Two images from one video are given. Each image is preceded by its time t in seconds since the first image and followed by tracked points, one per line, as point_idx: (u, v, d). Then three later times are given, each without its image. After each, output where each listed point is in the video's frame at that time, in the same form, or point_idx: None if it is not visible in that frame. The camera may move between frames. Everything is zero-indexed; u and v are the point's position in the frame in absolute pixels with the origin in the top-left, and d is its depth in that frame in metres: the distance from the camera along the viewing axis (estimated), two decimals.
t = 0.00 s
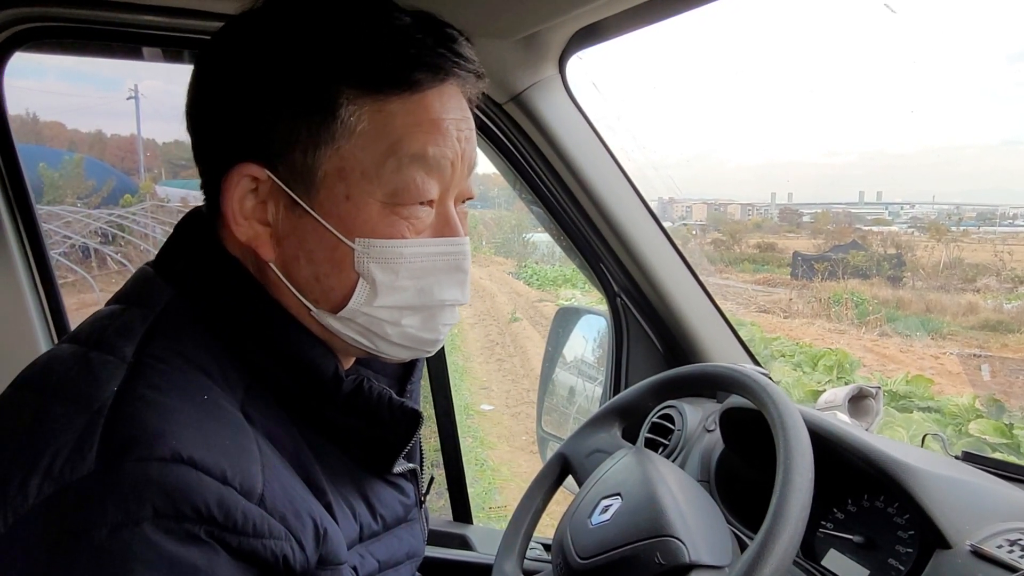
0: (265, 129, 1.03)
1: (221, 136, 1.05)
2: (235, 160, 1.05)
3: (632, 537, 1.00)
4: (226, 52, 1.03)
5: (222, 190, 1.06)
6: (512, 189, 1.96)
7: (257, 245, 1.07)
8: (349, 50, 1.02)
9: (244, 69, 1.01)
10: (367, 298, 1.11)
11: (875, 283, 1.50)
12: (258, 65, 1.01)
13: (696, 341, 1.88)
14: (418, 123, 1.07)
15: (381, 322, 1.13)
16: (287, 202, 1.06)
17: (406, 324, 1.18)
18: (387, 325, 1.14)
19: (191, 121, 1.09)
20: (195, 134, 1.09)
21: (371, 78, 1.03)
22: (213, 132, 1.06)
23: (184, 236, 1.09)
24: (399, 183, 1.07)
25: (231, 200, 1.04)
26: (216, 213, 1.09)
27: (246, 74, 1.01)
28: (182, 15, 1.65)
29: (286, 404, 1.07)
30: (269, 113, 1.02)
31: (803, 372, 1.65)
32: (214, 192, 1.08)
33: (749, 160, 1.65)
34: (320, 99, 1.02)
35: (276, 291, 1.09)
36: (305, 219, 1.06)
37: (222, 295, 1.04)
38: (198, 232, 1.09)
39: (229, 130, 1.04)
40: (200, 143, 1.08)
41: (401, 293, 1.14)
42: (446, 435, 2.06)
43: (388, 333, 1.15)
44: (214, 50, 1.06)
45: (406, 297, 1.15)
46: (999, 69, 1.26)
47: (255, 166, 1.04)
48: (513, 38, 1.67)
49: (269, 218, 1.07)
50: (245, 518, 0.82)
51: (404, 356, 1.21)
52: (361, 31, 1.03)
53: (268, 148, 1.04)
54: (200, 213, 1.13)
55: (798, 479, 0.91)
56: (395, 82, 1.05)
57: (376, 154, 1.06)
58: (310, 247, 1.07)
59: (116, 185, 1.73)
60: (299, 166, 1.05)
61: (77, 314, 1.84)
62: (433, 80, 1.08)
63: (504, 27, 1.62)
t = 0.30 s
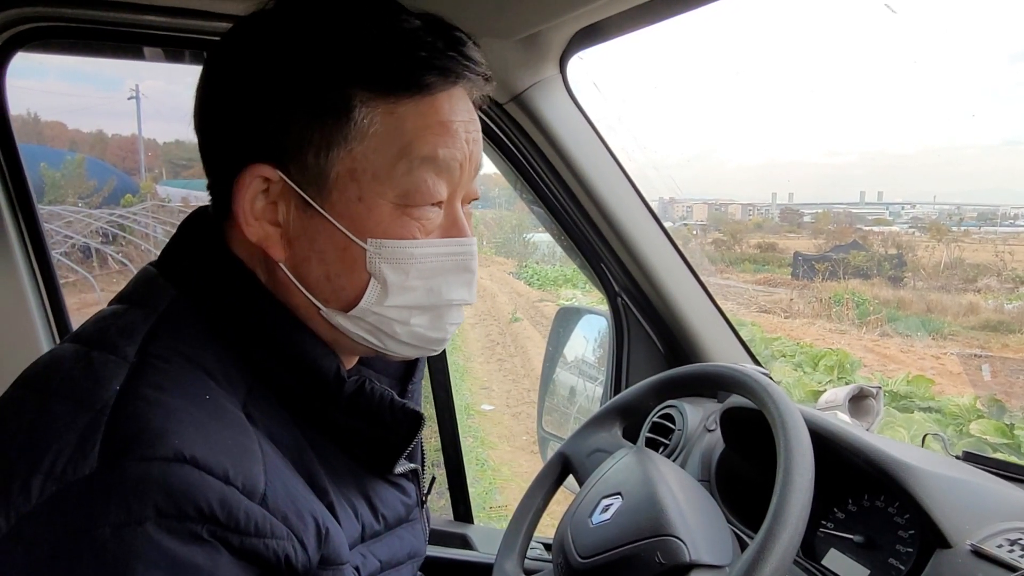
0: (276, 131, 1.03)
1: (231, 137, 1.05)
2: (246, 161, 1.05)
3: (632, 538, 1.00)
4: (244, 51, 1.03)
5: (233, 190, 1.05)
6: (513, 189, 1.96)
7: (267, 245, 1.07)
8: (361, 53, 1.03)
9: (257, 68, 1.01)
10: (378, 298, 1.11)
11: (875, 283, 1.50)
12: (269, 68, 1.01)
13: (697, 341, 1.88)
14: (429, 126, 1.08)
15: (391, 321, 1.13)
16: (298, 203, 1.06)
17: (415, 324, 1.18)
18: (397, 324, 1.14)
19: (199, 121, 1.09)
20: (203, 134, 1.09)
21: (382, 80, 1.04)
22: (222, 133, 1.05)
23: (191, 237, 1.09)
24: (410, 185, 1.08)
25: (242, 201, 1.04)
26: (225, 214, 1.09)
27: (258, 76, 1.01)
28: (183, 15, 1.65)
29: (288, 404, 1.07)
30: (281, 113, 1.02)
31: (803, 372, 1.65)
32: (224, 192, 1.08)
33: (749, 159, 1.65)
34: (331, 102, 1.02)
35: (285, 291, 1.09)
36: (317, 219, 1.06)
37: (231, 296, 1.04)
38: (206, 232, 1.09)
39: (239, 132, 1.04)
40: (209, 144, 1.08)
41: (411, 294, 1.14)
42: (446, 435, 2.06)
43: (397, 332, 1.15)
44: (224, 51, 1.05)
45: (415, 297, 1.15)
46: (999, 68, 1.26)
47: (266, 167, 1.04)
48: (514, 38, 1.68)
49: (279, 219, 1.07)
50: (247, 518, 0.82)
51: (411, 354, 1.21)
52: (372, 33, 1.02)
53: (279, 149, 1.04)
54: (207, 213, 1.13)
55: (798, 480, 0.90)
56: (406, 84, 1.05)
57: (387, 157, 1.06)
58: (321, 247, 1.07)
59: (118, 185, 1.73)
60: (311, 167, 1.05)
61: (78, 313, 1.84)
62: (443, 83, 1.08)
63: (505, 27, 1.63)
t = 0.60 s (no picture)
0: (286, 130, 1.03)
1: (242, 136, 1.05)
2: (257, 160, 1.05)
3: (631, 538, 1.00)
4: (256, 51, 1.03)
5: (244, 188, 1.06)
6: (514, 188, 1.96)
7: (277, 242, 1.07)
8: (371, 54, 1.03)
9: (278, 71, 1.01)
10: (388, 294, 1.11)
11: (876, 283, 1.51)
12: (280, 68, 1.01)
13: (698, 341, 1.88)
14: (438, 126, 1.08)
15: (401, 317, 1.14)
16: (308, 201, 1.06)
17: (425, 320, 1.18)
18: (406, 320, 1.14)
19: (210, 120, 1.09)
20: (214, 133, 1.09)
21: (392, 81, 1.04)
22: (234, 133, 1.06)
23: (201, 235, 1.08)
24: (419, 183, 1.08)
25: (253, 199, 1.04)
26: (235, 211, 1.09)
27: (269, 76, 1.02)
28: (183, 14, 1.63)
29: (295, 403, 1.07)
30: (291, 113, 1.02)
31: (804, 372, 1.65)
32: (234, 190, 1.08)
33: (750, 159, 1.65)
34: (341, 101, 1.02)
35: (295, 288, 1.09)
36: (327, 217, 1.06)
37: (242, 293, 1.05)
38: (216, 230, 1.09)
39: (251, 131, 1.04)
40: (219, 143, 1.08)
41: (421, 291, 1.14)
42: (447, 435, 2.06)
43: (407, 328, 1.15)
44: (236, 51, 1.06)
45: (426, 294, 1.15)
46: (1000, 68, 1.26)
47: (277, 165, 1.04)
48: (516, 37, 1.68)
49: (290, 216, 1.07)
50: (257, 512, 0.82)
51: (419, 350, 1.21)
52: (382, 35, 1.03)
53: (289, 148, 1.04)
54: (217, 211, 1.13)
55: (800, 479, 0.91)
56: (415, 84, 1.05)
57: (397, 155, 1.06)
58: (331, 245, 1.07)
59: (119, 184, 1.74)
60: (321, 166, 1.05)
61: (79, 312, 1.85)
62: (452, 83, 1.09)
63: (507, 26, 1.63)
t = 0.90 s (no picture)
0: (298, 131, 1.03)
1: (255, 137, 1.05)
2: (270, 160, 1.05)
3: (631, 536, 1.01)
4: (269, 53, 1.03)
5: (257, 188, 1.06)
6: (516, 188, 1.96)
7: (289, 242, 1.07)
8: (383, 56, 1.03)
9: (290, 73, 1.02)
10: (397, 294, 1.11)
11: (877, 283, 1.51)
12: (292, 70, 1.02)
13: (699, 341, 1.88)
14: (448, 127, 1.08)
15: (408, 317, 1.14)
16: (320, 201, 1.06)
17: (432, 319, 1.18)
18: (413, 319, 1.14)
19: (223, 122, 1.10)
20: (227, 135, 1.09)
21: (403, 82, 1.04)
22: (247, 134, 1.06)
23: (213, 235, 1.09)
24: (429, 184, 1.08)
25: (266, 199, 1.05)
26: (247, 211, 1.09)
27: (281, 78, 1.02)
28: (184, 13, 1.62)
29: (305, 399, 1.08)
30: (303, 114, 1.02)
31: (805, 371, 1.65)
32: (246, 191, 1.08)
33: (751, 158, 1.65)
34: (352, 103, 1.02)
35: (306, 288, 1.09)
36: (338, 217, 1.07)
37: (252, 292, 1.05)
38: (228, 230, 1.09)
39: (263, 132, 1.05)
40: (232, 143, 1.09)
41: (429, 291, 1.14)
42: (448, 434, 2.06)
43: (414, 327, 1.15)
44: (250, 53, 1.06)
45: (432, 293, 1.15)
46: (1000, 68, 1.27)
47: (289, 165, 1.04)
48: (518, 36, 1.68)
49: (301, 216, 1.07)
50: (263, 511, 0.82)
51: (426, 350, 1.22)
52: (393, 38, 1.04)
53: (301, 149, 1.04)
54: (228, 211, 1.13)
55: (801, 476, 0.91)
56: (426, 86, 1.05)
57: (408, 155, 1.06)
58: (342, 245, 1.08)
59: (120, 184, 1.74)
60: (333, 166, 1.05)
61: (80, 312, 1.86)
62: (462, 86, 1.09)
63: (510, 26, 1.63)
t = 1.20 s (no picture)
0: (293, 134, 1.03)
1: (250, 141, 1.05)
2: (265, 164, 1.05)
3: (632, 536, 1.00)
4: (260, 56, 1.03)
5: (253, 193, 1.06)
6: (517, 188, 1.96)
7: (287, 246, 1.08)
8: (375, 56, 1.03)
9: (283, 75, 1.02)
10: (395, 295, 1.11)
11: (878, 283, 1.51)
12: (285, 73, 1.02)
13: (700, 341, 1.88)
14: (442, 125, 1.08)
15: (408, 317, 1.14)
16: (316, 203, 1.06)
17: (433, 319, 1.18)
18: (413, 320, 1.14)
19: (217, 127, 1.10)
20: (221, 139, 1.09)
21: (397, 82, 1.04)
22: (241, 138, 1.06)
23: (211, 240, 1.09)
24: (426, 183, 1.08)
25: (261, 204, 1.05)
26: (244, 216, 1.09)
27: (274, 81, 1.02)
28: (183, 13, 1.62)
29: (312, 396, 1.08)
30: (298, 117, 1.02)
31: (805, 371, 1.65)
32: (243, 196, 1.08)
33: (751, 158, 1.65)
34: (346, 104, 1.02)
35: (305, 290, 1.09)
36: (335, 220, 1.07)
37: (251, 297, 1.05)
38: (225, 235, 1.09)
39: (257, 136, 1.05)
40: (227, 148, 1.09)
41: (429, 291, 1.14)
42: (448, 434, 2.06)
43: (415, 328, 1.15)
44: (240, 58, 1.06)
45: (432, 293, 1.15)
46: (1000, 68, 1.27)
47: (284, 169, 1.04)
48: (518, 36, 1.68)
49: (298, 219, 1.07)
50: (281, 511, 0.82)
51: (428, 349, 1.22)
52: (384, 37, 1.03)
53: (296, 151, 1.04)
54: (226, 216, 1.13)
55: (801, 477, 0.91)
56: (419, 85, 1.05)
57: (403, 156, 1.06)
58: (340, 247, 1.07)
59: (120, 184, 1.74)
60: (328, 168, 1.05)
61: (81, 312, 1.86)
62: (455, 83, 1.09)
63: (510, 26, 1.63)
